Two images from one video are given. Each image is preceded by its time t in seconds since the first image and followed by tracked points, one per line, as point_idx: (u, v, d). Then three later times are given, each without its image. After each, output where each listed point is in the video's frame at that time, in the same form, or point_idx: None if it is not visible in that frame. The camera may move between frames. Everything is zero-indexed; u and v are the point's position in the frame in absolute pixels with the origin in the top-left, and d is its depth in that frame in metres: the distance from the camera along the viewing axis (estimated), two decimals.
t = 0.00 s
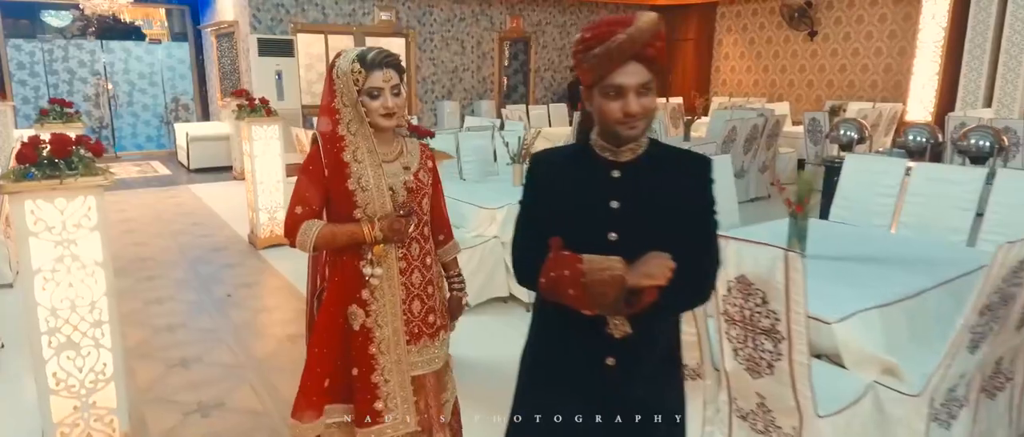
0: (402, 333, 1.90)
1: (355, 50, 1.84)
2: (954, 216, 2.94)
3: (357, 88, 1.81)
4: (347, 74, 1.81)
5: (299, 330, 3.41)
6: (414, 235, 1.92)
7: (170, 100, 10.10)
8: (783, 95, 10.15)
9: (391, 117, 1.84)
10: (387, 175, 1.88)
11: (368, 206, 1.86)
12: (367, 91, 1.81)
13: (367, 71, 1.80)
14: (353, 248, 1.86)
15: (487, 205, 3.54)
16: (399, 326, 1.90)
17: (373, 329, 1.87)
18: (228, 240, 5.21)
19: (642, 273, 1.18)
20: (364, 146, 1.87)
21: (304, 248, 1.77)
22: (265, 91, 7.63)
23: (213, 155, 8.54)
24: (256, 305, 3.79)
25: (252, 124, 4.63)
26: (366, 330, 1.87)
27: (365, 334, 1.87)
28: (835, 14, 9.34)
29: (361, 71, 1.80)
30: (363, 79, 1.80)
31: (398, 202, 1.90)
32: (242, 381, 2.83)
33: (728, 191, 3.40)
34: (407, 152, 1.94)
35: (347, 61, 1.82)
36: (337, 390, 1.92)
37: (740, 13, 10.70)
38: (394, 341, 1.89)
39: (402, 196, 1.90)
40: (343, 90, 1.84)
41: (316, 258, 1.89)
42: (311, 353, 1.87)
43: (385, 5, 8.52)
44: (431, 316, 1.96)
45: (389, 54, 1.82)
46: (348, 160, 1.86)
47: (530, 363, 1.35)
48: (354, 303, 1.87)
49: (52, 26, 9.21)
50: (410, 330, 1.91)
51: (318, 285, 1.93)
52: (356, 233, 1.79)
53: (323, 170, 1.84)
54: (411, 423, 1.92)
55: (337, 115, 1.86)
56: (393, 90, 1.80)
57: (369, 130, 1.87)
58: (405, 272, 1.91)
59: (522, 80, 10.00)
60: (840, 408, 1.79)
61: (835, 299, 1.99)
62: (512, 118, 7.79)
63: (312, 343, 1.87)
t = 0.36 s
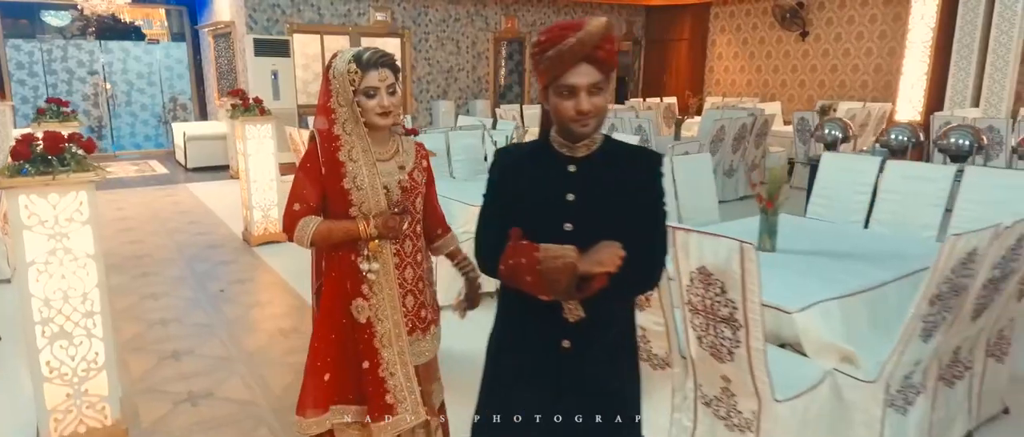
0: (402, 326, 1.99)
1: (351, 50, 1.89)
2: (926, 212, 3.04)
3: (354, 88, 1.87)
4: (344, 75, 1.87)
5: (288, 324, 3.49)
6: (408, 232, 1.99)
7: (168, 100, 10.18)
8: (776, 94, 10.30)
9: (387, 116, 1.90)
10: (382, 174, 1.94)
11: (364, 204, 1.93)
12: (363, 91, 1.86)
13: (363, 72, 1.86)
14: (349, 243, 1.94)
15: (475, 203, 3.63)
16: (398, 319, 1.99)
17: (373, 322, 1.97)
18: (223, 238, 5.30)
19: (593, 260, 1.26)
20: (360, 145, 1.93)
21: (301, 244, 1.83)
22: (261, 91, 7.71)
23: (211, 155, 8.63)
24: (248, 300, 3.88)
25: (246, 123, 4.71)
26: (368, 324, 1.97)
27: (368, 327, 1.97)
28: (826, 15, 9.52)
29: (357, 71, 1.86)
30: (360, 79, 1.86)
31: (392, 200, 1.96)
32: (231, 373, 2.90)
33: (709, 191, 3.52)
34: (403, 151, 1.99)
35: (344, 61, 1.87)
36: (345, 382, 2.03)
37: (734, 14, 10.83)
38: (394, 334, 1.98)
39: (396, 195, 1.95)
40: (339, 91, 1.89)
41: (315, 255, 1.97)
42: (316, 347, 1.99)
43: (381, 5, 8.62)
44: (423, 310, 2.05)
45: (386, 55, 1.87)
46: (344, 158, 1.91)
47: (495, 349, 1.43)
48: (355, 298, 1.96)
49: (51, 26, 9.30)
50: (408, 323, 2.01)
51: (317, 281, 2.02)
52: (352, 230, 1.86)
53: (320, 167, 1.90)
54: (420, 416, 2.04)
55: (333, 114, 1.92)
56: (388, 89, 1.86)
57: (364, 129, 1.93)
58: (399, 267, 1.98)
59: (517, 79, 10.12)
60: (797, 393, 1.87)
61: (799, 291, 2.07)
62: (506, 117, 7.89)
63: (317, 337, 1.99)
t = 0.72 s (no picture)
0: (387, 318, 2.06)
1: (346, 48, 1.83)
2: (904, 209, 3.11)
3: (347, 86, 1.82)
4: (338, 73, 1.81)
5: (285, 316, 3.59)
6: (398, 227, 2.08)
7: (175, 99, 10.34)
8: (776, 94, 10.38)
9: (380, 114, 1.85)
10: (374, 171, 1.89)
11: (356, 198, 1.88)
12: (356, 90, 1.81)
13: (357, 71, 1.80)
14: (340, 237, 1.99)
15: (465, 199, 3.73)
16: (383, 311, 2.05)
17: (359, 314, 2.02)
18: (225, 233, 5.42)
19: (549, 248, 1.35)
20: (353, 142, 1.88)
21: (294, 236, 1.80)
22: (264, 90, 7.84)
23: (216, 153, 8.77)
24: (248, 293, 3.99)
25: (246, 122, 4.83)
26: (355, 316, 2.03)
27: (355, 319, 2.03)
28: (826, 15, 9.58)
29: (350, 70, 1.81)
30: (353, 78, 1.80)
31: (383, 196, 1.91)
32: (228, 362, 2.98)
33: (696, 190, 3.55)
34: (395, 147, 1.94)
35: (338, 60, 1.82)
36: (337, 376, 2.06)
37: (734, 14, 10.91)
38: (380, 326, 2.04)
39: (387, 191, 1.91)
40: (332, 89, 1.84)
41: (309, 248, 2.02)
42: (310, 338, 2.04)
43: (383, 7, 8.74)
44: (407, 303, 2.11)
45: (380, 54, 1.81)
46: (338, 153, 1.86)
47: (466, 334, 1.53)
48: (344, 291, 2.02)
49: (61, 26, 9.44)
50: (393, 315, 2.07)
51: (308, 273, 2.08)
52: (345, 223, 1.82)
53: (315, 163, 1.86)
54: (396, 405, 2.10)
55: (327, 111, 1.86)
56: (381, 89, 1.80)
57: (358, 126, 1.87)
58: (388, 260, 2.05)
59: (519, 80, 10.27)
60: (760, 379, 1.95)
61: (767, 283, 2.15)
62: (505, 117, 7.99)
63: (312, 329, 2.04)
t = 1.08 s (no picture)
0: (383, 311, 2.09)
1: (337, 49, 1.79)
2: (893, 207, 3.16)
3: (339, 87, 1.78)
4: (329, 74, 1.78)
5: (287, 309, 3.69)
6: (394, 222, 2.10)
7: (188, 99, 10.52)
8: (784, 95, 10.36)
9: (372, 113, 1.82)
10: (368, 167, 1.86)
11: (353, 193, 1.84)
12: (348, 90, 1.78)
13: (348, 71, 1.77)
14: (338, 234, 2.02)
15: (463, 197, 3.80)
16: (380, 305, 2.09)
17: (356, 308, 2.06)
18: (234, 230, 5.55)
19: (520, 238, 1.43)
20: (347, 139, 1.84)
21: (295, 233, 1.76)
22: (274, 90, 7.97)
23: (227, 152, 8.92)
24: (253, 286, 4.10)
25: (254, 121, 4.95)
26: (352, 310, 2.06)
27: (351, 313, 2.06)
28: (834, 15, 9.55)
29: (341, 71, 1.77)
30: (344, 78, 1.77)
31: (379, 191, 1.87)
32: (231, 352, 3.08)
33: (692, 189, 3.56)
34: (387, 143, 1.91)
35: (329, 61, 1.78)
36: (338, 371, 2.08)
37: (742, 14, 10.91)
38: (376, 320, 2.08)
39: (382, 186, 1.87)
40: (324, 89, 1.81)
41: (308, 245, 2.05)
42: (312, 334, 2.06)
43: (391, 7, 8.86)
44: (403, 296, 2.15)
45: (370, 54, 1.78)
46: (332, 151, 1.82)
47: (448, 321, 1.62)
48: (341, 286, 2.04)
49: (79, 26, 9.69)
50: (389, 309, 2.11)
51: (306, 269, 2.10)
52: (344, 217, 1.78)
53: (310, 161, 1.82)
54: (389, 397, 2.14)
55: (320, 110, 1.82)
56: (373, 89, 1.77)
57: (351, 125, 1.83)
58: (385, 255, 2.10)
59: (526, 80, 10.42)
60: (736, 368, 2.01)
61: (747, 277, 2.21)
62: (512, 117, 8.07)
63: (313, 328, 2.06)
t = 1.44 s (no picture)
0: (384, 306, 1.97)
1: (323, 50, 1.70)
2: (886, 206, 3.18)
3: (328, 86, 1.69)
4: (316, 75, 1.68)
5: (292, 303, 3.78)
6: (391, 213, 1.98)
7: (202, 98, 10.70)
8: (794, 95, 10.34)
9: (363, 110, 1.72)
10: (361, 163, 1.77)
11: (347, 190, 1.75)
12: (336, 90, 1.68)
13: (335, 71, 1.68)
14: (333, 232, 1.90)
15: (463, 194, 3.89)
16: (380, 300, 1.97)
17: (355, 304, 1.93)
18: (244, 226, 5.67)
19: (495, 231, 1.50)
20: (338, 138, 1.74)
21: (295, 234, 1.67)
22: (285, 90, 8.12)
23: (240, 151, 9.07)
24: (259, 281, 4.21)
25: (263, 120, 5.06)
26: (351, 306, 1.94)
27: (351, 309, 1.93)
28: (845, 15, 9.51)
29: (328, 71, 1.68)
30: (332, 78, 1.67)
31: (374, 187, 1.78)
32: (235, 344, 3.17)
33: (687, 188, 3.60)
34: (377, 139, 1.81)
35: (316, 62, 1.69)
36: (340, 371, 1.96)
37: (753, 14, 10.89)
38: (376, 316, 1.96)
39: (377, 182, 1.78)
40: (313, 89, 1.71)
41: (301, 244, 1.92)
42: (312, 334, 1.94)
43: (401, 8, 8.98)
44: (404, 288, 2.03)
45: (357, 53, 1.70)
46: (325, 150, 1.74)
47: (433, 311, 1.71)
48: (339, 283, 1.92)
49: (99, 28, 9.92)
50: (389, 302, 1.99)
51: (302, 270, 1.97)
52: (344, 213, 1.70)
53: (304, 161, 1.73)
54: (391, 393, 2.00)
55: (309, 111, 1.73)
56: (361, 88, 1.68)
57: (342, 124, 1.74)
58: (382, 249, 1.97)
59: (535, 80, 10.54)
60: (715, 361, 2.06)
61: (729, 272, 2.26)
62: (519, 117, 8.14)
63: (312, 328, 1.95)
